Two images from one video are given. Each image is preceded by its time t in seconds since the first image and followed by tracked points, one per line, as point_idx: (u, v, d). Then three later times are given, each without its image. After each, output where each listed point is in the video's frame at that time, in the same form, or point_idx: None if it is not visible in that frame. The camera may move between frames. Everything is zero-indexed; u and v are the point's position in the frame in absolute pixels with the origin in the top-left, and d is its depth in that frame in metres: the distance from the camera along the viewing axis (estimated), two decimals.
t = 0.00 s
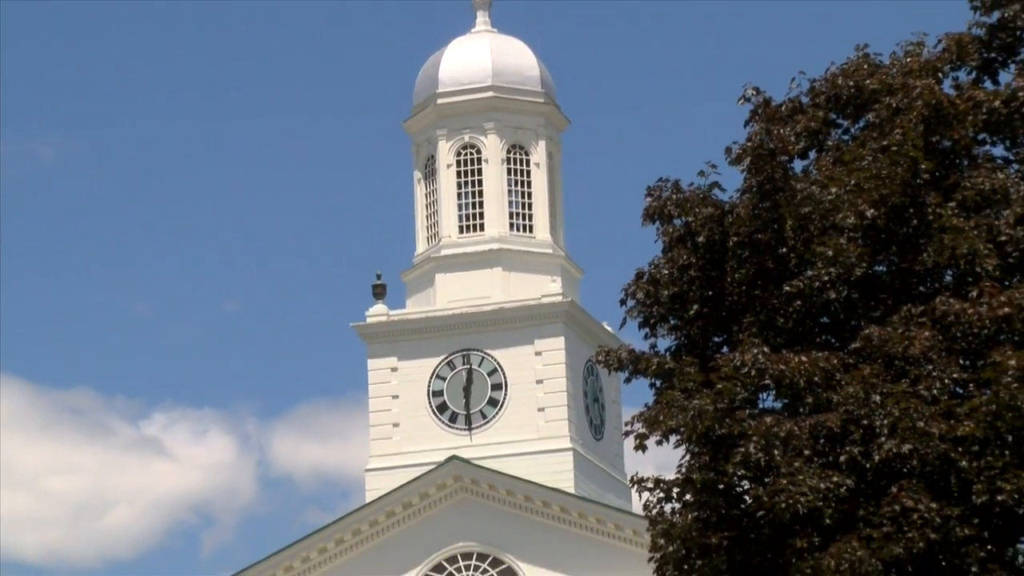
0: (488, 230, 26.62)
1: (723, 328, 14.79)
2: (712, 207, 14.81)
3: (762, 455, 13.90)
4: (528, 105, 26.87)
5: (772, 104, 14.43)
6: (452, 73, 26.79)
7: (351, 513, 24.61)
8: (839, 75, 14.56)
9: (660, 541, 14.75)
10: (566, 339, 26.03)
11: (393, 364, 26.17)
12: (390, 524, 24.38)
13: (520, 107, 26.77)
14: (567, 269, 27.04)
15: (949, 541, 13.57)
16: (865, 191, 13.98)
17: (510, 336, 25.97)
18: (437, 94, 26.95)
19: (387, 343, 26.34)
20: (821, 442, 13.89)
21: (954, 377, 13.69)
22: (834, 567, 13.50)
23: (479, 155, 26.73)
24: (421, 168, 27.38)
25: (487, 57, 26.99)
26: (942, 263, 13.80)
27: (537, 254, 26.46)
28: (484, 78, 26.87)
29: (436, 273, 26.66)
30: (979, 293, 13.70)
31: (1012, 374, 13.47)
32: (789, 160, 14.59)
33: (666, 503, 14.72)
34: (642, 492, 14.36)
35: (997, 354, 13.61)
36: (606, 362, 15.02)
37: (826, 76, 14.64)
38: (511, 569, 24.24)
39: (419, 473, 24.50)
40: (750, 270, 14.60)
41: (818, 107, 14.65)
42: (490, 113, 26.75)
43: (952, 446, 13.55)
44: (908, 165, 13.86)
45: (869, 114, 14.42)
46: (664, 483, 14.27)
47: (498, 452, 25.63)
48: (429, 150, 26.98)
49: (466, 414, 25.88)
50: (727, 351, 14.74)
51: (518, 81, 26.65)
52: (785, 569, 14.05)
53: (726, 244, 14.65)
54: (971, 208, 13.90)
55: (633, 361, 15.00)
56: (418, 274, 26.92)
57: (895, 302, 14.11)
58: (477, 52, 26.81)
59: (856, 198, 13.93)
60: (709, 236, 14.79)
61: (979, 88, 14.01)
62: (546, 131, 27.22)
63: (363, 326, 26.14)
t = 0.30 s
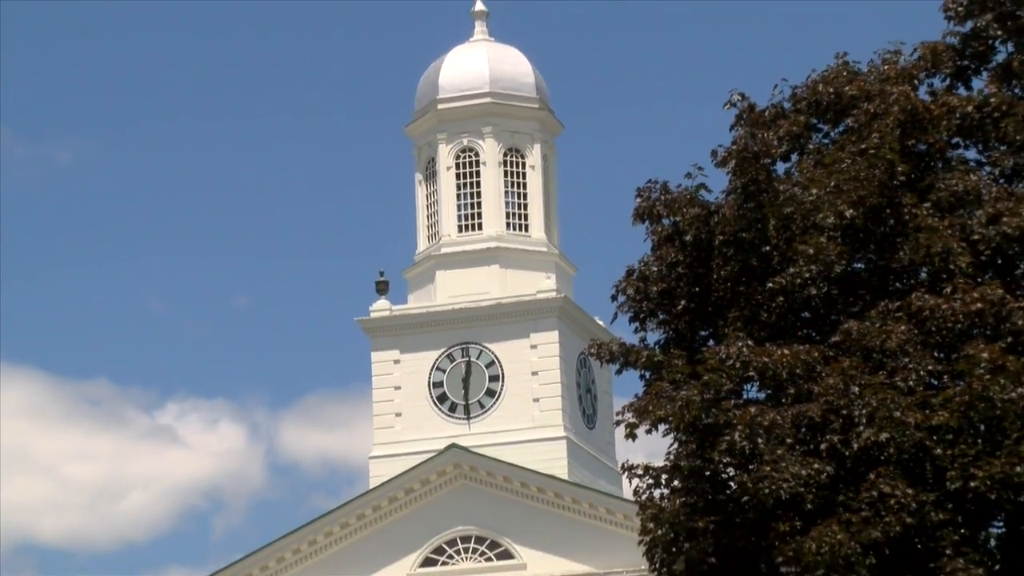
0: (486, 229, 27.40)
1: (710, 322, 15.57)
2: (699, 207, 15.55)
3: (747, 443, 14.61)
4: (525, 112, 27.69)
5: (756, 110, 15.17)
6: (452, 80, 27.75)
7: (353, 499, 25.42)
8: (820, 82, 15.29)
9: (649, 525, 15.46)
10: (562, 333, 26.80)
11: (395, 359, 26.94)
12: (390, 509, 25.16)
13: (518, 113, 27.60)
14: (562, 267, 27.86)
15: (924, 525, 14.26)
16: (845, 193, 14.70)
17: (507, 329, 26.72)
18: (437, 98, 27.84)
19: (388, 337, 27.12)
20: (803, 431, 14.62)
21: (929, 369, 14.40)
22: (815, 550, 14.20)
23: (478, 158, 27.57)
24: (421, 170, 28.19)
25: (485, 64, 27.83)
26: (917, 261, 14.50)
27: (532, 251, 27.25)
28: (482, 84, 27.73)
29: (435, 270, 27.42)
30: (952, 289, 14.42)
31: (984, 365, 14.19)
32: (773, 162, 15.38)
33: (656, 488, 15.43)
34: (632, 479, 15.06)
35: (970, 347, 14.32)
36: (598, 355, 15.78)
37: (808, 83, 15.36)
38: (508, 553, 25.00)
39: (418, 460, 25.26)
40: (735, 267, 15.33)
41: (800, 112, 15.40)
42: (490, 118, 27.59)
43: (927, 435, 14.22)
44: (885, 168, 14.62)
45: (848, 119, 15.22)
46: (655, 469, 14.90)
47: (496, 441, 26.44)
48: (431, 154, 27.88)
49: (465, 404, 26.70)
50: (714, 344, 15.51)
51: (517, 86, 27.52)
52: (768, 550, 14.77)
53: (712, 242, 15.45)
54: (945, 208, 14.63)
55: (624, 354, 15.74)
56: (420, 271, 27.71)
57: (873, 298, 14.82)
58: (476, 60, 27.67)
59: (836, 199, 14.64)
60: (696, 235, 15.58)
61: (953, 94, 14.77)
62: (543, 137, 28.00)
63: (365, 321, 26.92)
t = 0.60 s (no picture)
0: (486, 229, 29.77)
1: (697, 316, 16.39)
2: (687, 207, 16.33)
3: (732, 430, 15.42)
4: (521, 117, 30.12)
5: (740, 114, 16.00)
6: (454, 89, 30.08)
7: (362, 483, 27.48)
8: (802, 88, 16.18)
9: (641, 508, 16.29)
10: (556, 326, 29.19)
11: (400, 350, 29.31)
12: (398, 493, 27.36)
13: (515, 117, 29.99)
14: (557, 264, 30.25)
15: (900, 507, 15.05)
16: (825, 193, 15.57)
17: (505, 323, 29.07)
18: (440, 105, 30.12)
19: (395, 329, 29.42)
20: (785, 419, 15.41)
21: (905, 360, 15.22)
22: (797, 530, 15.03)
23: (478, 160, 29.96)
24: (425, 172, 30.53)
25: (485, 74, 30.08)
26: (893, 257, 15.35)
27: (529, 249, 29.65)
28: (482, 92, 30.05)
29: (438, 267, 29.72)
30: (927, 284, 15.24)
31: (958, 356, 15.00)
32: (757, 164, 16.19)
33: (647, 473, 16.30)
34: (624, 463, 15.93)
35: (943, 340, 15.13)
36: (592, 346, 16.69)
37: (790, 89, 16.28)
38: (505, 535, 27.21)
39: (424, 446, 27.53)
40: (721, 264, 16.19)
41: (782, 116, 16.26)
42: (490, 123, 30.00)
43: (903, 422, 15.04)
44: (863, 169, 15.46)
45: (829, 123, 16.04)
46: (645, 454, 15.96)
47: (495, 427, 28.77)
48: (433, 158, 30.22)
49: (466, 392, 29.11)
50: (701, 336, 16.32)
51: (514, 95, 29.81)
52: (752, 531, 15.61)
53: (700, 239, 16.32)
54: (920, 207, 15.44)
55: (617, 345, 16.59)
56: (423, 267, 30.03)
57: (852, 292, 15.66)
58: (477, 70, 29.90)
59: (816, 199, 15.52)
60: (684, 232, 16.43)
61: (927, 99, 15.57)
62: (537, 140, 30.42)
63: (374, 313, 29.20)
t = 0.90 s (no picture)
0: (487, 226, 32.65)
1: (686, 308, 17.44)
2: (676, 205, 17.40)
3: (719, 415, 16.41)
4: (520, 120, 32.97)
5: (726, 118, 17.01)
6: (458, 95, 32.99)
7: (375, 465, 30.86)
8: (785, 94, 17.17)
9: (633, 488, 17.38)
10: (553, 318, 31.89)
11: (408, 340, 32.17)
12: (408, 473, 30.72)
13: (514, 122, 32.88)
14: (553, 257, 33.11)
15: (877, 488, 16.00)
16: (806, 192, 16.48)
17: (505, 315, 31.86)
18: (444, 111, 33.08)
19: (404, 319, 32.26)
20: (769, 405, 16.38)
21: (882, 350, 16.17)
22: (779, 510, 15.99)
23: (480, 162, 32.80)
24: (431, 174, 33.44)
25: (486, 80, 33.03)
26: (871, 253, 16.29)
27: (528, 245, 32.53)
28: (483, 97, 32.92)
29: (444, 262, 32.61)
30: (902, 278, 16.20)
31: (931, 346, 15.94)
32: (742, 165, 17.20)
33: (638, 456, 17.33)
34: (617, 447, 16.94)
35: (918, 331, 16.08)
36: (587, 337, 17.71)
37: (773, 94, 17.30)
38: (507, 510, 30.54)
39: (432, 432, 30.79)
40: (709, 259, 17.24)
41: (766, 120, 17.25)
42: (490, 127, 32.82)
43: (880, 408, 15.99)
44: (842, 170, 16.39)
45: (809, 127, 17.01)
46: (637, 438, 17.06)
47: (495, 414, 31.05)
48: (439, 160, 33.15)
49: (468, 379, 31.95)
50: (689, 327, 17.38)
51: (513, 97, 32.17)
52: (737, 510, 16.53)
53: (689, 236, 17.35)
54: (896, 206, 16.38)
55: (611, 336, 17.67)
56: (429, 263, 32.94)
57: (831, 286, 16.65)
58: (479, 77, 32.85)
59: (798, 198, 16.43)
60: (674, 230, 17.51)
61: (902, 104, 16.54)
62: (536, 143, 33.26)
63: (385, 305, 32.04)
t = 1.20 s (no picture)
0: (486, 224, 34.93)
1: (673, 302, 18.55)
2: (664, 204, 18.51)
3: (704, 402, 17.42)
4: (518, 125, 35.27)
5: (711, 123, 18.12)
6: (458, 99, 35.30)
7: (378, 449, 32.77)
8: (767, 100, 18.22)
9: (623, 471, 18.50)
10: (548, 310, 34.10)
11: (411, 330, 34.29)
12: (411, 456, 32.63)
13: (512, 126, 35.10)
14: (547, 254, 35.36)
15: (853, 471, 16.97)
16: (787, 192, 17.46)
17: (503, 307, 33.99)
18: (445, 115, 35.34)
19: (407, 312, 34.44)
20: (751, 392, 17.36)
21: (857, 341, 17.17)
22: (761, 492, 16.93)
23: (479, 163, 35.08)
24: (433, 174, 35.76)
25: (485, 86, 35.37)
26: (847, 249, 17.29)
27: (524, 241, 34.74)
28: (482, 102, 35.24)
29: (445, 258, 34.79)
30: (877, 273, 17.22)
31: (904, 337, 16.93)
32: (726, 167, 18.22)
33: (628, 441, 18.42)
34: (608, 432, 17.95)
35: (891, 323, 17.08)
36: (581, 329, 18.81)
37: (755, 100, 18.36)
38: (505, 491, 32.43)
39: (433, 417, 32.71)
40: (695, 255, 18.29)
41: (749, 124, 18.35)
42: (490, 131, 35.09)
43: (856, 396, 16.99)
44: (821, 172, 17.38)
45: (790, 130, 18.05)
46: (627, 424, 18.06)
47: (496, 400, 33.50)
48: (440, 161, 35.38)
49: (468, 368, 34.13)
50: (676, 319, 18.48)
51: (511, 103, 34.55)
52: (721, 492, 17.52)
53: (676, 234, 18.42)
54: (871, 205, 17.40)
55: (603, 328, 18.73)
56: (431, 259, 35.18)
57: (810, 281, 17.68)
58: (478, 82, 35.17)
59: (779, 198, 17.42)
60: (662, 228, 18.59)
61: (877, 109, 17.60)
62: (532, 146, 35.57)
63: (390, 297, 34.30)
